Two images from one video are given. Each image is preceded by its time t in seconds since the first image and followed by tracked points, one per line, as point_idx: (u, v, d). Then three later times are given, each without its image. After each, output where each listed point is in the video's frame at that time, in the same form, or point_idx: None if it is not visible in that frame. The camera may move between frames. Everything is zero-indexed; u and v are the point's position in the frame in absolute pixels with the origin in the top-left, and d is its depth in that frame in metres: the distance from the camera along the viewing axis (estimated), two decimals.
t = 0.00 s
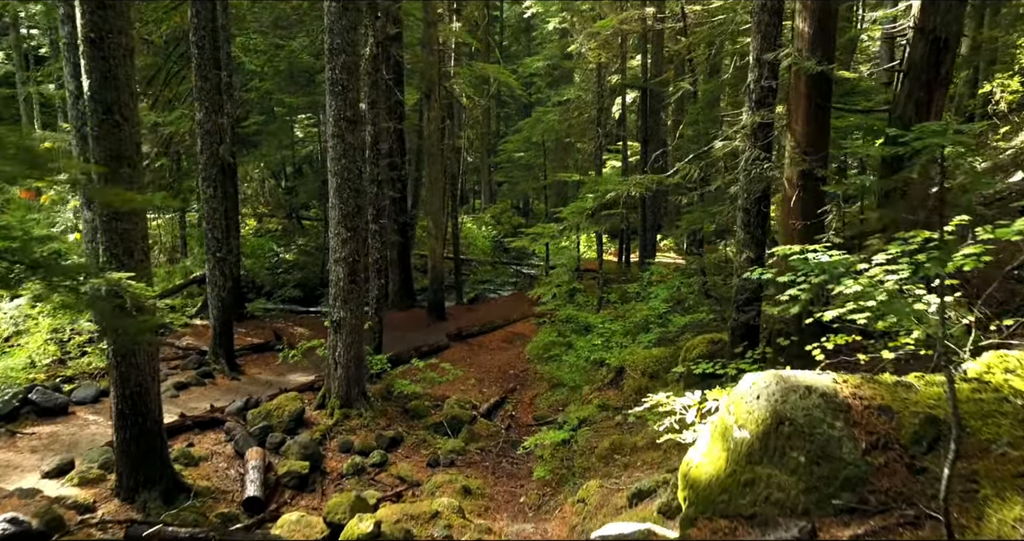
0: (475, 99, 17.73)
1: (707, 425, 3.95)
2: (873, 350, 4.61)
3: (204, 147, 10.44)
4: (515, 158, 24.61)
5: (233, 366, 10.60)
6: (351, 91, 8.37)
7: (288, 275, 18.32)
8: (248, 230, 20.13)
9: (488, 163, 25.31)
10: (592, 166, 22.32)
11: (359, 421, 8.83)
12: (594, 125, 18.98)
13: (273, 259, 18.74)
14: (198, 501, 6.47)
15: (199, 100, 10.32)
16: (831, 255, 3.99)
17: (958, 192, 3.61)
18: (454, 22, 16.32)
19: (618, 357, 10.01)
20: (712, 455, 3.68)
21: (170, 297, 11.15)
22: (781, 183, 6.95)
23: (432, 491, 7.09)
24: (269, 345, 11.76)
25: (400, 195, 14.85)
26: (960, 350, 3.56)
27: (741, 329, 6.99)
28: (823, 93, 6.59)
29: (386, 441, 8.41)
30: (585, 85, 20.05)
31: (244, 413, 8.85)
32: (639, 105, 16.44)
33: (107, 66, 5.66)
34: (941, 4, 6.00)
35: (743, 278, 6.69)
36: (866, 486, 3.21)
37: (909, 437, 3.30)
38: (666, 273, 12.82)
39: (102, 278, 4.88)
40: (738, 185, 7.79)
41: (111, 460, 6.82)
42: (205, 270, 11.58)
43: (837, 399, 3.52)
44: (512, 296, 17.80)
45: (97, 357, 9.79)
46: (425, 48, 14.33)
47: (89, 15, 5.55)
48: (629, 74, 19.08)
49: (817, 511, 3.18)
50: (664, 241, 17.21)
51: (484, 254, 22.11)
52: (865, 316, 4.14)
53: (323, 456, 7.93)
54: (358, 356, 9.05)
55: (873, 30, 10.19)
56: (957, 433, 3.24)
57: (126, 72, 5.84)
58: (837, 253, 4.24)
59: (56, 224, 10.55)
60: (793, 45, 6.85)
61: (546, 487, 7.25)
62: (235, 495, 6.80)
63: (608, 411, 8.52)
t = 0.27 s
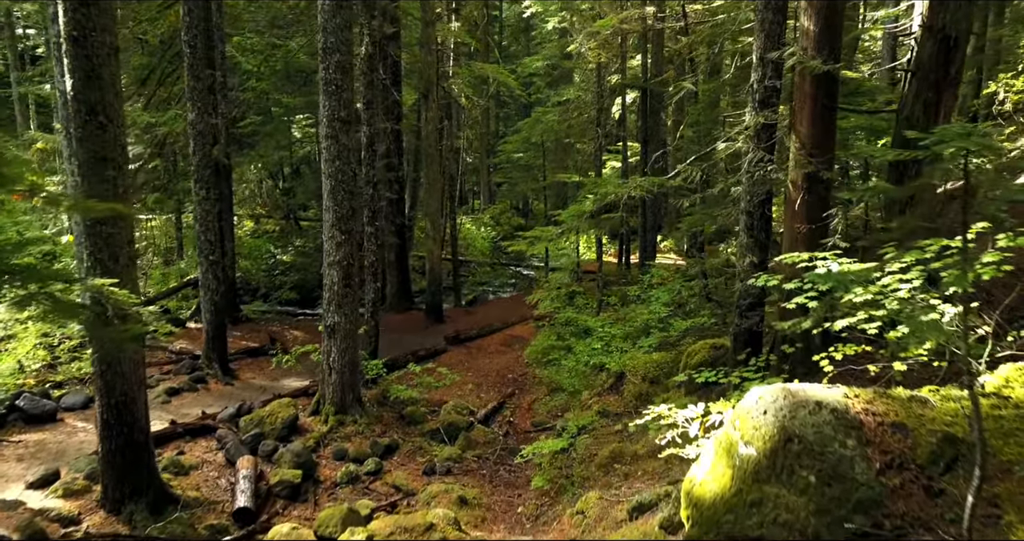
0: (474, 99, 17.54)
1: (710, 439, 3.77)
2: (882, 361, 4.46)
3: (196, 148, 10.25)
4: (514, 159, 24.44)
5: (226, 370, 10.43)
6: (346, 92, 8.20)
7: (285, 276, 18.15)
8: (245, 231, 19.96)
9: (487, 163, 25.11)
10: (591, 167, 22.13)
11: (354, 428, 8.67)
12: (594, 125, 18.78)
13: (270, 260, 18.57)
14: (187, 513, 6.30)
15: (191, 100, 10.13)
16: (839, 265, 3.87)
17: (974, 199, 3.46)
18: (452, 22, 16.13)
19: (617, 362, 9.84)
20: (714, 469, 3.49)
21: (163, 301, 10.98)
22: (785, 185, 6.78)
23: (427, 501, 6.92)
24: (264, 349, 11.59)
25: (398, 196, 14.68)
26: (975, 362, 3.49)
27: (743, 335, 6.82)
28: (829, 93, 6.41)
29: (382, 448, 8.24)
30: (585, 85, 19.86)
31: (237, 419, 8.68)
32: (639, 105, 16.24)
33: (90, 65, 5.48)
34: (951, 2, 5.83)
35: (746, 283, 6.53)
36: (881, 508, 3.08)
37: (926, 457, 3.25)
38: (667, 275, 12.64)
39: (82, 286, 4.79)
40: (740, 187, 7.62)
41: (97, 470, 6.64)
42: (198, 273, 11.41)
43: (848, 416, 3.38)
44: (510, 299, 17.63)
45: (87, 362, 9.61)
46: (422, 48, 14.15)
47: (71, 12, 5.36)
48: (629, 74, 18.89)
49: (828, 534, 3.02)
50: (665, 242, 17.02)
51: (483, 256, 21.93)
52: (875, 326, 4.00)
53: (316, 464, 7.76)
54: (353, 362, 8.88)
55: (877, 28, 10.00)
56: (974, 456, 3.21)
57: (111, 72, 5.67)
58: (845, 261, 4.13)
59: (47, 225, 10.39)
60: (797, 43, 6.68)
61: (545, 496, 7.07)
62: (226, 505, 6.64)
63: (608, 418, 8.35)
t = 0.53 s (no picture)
0: (473, 99, 17.39)
1: (713, 454, 3.62)
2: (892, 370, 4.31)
3: (189, 148, 10.10)
4: (514, 159, 24.30)
5: (220, 374, 10.28)
6: (340, 91, 8.05)
7: (282, 278, 18.00)
8: (243, 232, 19.82)
9: (487, 164, 24.96)
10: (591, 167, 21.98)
11: (349, 433, 8.51)
12: (594, 126, 18.63)
13: (268, 261, 18.42)
14: (175, 523, 6.14)
15: (184, 100, 9.98)
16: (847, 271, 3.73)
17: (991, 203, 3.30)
18: (450, 21, 15.98)
19: (617, 366, 9.68)
20: (718, 487, 3.34)
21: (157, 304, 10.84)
22: (788, 187, 6.64)
23: (422, 509, 6.77)
24: (260, 352, 11.45)
25: (395, 197, 14.54)
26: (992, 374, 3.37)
27: (746, 340, 6.68)
28: (834, 93, 6.26)
29: (377, 454, 8.08)
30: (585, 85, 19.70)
31: (230, 425, 8.53)
32: (639, 105, 16.09)
33: (75, 64, 5.33)
34: None
35: (749, 287, 6.38)
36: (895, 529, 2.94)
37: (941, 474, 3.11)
38: (668, 277, 12.48)
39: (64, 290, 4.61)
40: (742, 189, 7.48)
41: (84, 479, 6.49)
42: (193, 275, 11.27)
43: (859, 431, 3.23)
44: (510, 300, 17.48)
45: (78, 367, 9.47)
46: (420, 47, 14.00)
47: (54, 10, 5.21)
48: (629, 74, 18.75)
49: None
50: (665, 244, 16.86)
51: (482, 257, 21.77)
52: (884, 334, 3.87)
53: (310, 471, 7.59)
54: (348, 366, 8.72)
55: (882, 27, 9.84)
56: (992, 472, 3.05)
57: (97, 71, 5.53)
58: (854, 267, 4.00)
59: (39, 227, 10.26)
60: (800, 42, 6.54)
61: (543, 504, 6.92)
62: (217, 514, 6.48)
63: (608, 424, 8.19)
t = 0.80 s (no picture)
0: (471, 99, 17.21)
1: (718, 469, 3.46)
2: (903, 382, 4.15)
3: (181, 149, 9.93)
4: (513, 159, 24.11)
5: (213, 379, 10.11)
6: (334, 91, 7.88)
7: (279, 279, 17.82)
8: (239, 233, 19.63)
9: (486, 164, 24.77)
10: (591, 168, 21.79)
11: (343, 440, 8.34)
12: (593, 126, 18.45)
13: (264, 262, 18.23)
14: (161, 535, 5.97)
15: (176, 101, 9.81)
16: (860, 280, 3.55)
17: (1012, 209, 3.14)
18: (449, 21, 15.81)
19: (617, 371, 9.50)
20: (723, 505, 3.17)
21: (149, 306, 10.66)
22: (793, 190, 6.46)
23: (417, 520, 6.60)
24: (254, 356, 11.28)
25: (392, 198, 14.36)
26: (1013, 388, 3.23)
27: (749, 346, 6.50)
28: (840, 92, 6.08)
29: (372, 462, 7.91)
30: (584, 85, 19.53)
31: (221, 431, 8.36)
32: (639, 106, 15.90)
33: (56, 62, 5.15)
34: None
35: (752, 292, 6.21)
36: None
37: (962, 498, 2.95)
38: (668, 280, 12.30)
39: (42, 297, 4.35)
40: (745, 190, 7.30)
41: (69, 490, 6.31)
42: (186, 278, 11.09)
43: (874, 449, 3.07)
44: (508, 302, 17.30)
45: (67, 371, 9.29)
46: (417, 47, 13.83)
47: (34, 7, 5.05)
48: (629, 74, 18.57)
49: None
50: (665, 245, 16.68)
51: (481, 258, 21.58)
52: (897, 346, 3.70)
53: (302, 480, 7.42)
54: (342, 372, 8.55)
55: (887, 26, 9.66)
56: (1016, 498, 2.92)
57: (79, 70, 5.35)
58: (866, 275, 3.84)
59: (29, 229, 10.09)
60: (805, 40, 6.36)
61: (540, 514, 6.74)
62: (206, 524, 6.31)
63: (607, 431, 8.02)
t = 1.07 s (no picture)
0: (470, 99, 17.05)
1: (721, 484, 3.32)
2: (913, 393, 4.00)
3: (174, 150, 9.78)
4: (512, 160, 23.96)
5: (207, 383, 9.96)
6: (328, 90, 7.73)
7: (276, 281, 17.67)
8: (236, 234, 19.48)
9: (485, 165, 24.61)
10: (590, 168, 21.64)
11: (338, 446, 8.19)
12: (593, 126, 18.30)
13: (261, 264, 18.08)
14: None
15: (169, 100, 9.66)
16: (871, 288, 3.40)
17: None
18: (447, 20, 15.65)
19: (617, 375, 9.35)
20: (727, 522, 3.03)
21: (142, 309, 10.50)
22: (797, 192, 6.31)
23: (413, 528, 6.45)
24: (248, 360, 11.13)
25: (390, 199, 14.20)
26: None
27: (752, 352, 6.35)
28: (845, 92, 5.93)
29: (367, 468, 7.76)
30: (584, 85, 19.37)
31: (214, 437, 8.21)
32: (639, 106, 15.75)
33: (39, 60, 5.00)
34: None
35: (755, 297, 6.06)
36: None
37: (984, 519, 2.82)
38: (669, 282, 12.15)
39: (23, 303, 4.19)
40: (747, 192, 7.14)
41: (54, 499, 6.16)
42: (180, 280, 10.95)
43: (887, 465, 2.94)
44: (507, 304, 17.15)
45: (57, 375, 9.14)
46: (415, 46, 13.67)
47: (17, 3, 4.90)
48: (629, 74, 18.41)
49: None
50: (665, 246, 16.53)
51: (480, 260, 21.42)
52: (910, 357, 3.57)
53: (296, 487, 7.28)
54: (337, 377, 8.40)
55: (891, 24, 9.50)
56: None
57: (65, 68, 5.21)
58: (877, 282, 3.69)
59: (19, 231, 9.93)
60: (809, 37, 6.20)
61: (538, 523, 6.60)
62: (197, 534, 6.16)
63: (607, 436, 7.87)
